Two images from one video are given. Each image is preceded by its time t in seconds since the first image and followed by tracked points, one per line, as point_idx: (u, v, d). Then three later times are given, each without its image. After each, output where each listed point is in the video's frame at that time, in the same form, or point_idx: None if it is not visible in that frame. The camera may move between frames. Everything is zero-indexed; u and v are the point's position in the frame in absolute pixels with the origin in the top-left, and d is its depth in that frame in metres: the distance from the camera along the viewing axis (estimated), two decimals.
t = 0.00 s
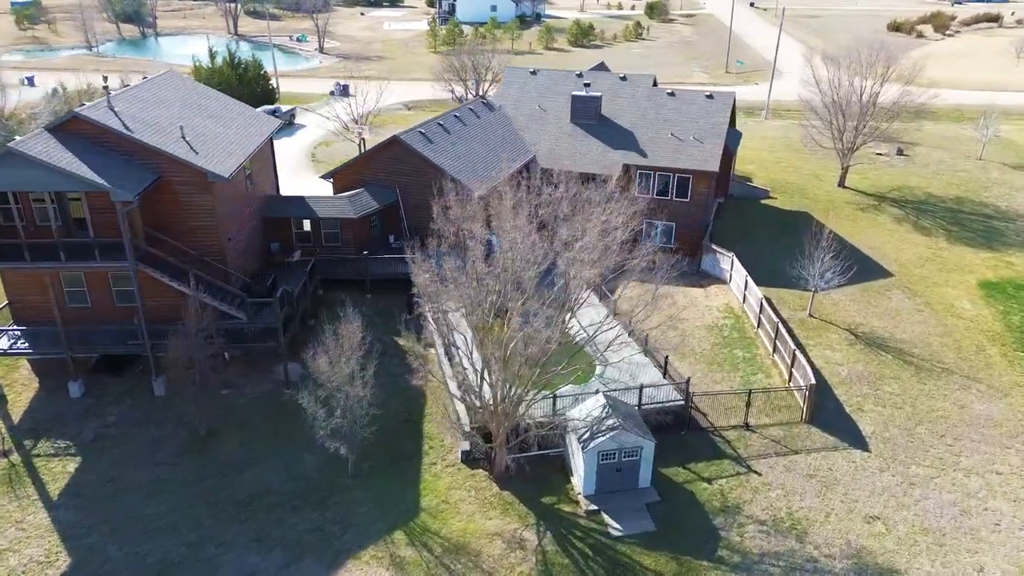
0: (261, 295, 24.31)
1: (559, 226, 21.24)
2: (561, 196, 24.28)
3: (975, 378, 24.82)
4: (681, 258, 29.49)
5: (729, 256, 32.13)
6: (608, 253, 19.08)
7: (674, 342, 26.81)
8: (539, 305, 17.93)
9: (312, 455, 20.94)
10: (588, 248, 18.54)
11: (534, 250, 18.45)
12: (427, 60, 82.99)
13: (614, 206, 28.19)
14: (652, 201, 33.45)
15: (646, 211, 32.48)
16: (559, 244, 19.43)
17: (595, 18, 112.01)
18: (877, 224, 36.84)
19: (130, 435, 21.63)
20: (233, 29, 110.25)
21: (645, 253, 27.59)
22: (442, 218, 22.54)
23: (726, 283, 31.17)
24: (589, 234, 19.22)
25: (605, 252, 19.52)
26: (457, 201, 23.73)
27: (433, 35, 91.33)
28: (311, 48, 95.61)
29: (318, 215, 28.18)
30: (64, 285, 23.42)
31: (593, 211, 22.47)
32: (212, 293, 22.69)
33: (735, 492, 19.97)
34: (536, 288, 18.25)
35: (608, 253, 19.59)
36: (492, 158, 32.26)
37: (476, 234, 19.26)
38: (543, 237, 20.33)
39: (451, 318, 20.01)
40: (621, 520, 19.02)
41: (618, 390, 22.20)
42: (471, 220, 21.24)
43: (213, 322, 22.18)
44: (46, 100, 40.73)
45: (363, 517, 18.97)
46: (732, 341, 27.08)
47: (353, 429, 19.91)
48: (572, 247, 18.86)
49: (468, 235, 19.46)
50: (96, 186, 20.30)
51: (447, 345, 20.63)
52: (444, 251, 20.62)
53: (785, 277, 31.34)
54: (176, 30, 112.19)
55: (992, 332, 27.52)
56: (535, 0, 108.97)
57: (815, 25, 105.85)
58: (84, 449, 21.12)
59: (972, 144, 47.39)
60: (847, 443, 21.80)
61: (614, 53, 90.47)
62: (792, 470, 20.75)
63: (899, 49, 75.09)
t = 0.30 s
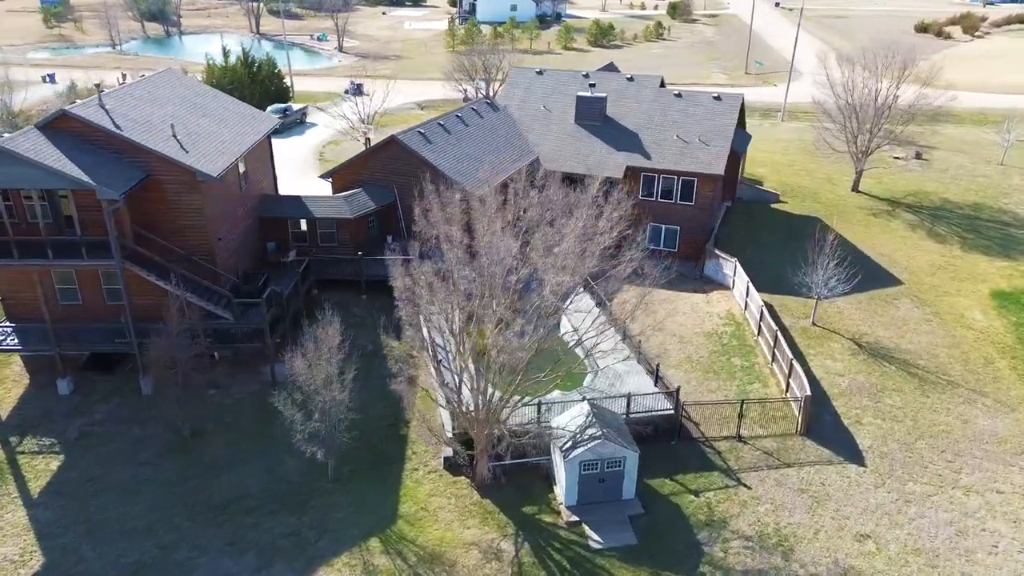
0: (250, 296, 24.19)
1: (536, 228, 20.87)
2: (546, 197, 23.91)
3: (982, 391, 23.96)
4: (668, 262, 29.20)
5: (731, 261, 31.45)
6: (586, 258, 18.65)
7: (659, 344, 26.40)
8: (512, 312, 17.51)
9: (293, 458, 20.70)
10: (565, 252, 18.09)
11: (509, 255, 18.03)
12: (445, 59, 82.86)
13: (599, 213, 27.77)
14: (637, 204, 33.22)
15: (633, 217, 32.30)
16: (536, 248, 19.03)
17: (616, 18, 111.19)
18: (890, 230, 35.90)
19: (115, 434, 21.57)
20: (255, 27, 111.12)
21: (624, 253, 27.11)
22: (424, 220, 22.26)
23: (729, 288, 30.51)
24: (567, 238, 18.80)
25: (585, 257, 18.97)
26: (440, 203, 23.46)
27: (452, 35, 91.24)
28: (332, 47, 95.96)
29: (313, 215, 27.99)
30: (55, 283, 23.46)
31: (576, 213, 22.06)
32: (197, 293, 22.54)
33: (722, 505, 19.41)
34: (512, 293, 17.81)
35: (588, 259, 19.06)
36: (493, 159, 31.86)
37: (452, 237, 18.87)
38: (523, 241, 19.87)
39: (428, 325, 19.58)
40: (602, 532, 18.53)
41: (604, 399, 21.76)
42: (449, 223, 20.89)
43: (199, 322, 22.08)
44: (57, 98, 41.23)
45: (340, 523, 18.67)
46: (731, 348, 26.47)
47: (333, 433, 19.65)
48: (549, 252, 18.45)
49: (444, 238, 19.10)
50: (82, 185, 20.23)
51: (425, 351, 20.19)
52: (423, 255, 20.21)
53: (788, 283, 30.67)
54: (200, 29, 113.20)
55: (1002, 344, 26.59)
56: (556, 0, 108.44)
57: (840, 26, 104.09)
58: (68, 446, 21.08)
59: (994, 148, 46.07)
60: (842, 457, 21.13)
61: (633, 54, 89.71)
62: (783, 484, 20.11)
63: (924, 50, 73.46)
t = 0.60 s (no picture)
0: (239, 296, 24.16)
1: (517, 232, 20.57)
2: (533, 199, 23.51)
3: (986, 405, 23.17)
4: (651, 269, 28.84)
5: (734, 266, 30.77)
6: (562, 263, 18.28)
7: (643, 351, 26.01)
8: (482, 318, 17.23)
9: (275, 460, 20.52)
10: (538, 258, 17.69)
11: (482, 260, 17.75)
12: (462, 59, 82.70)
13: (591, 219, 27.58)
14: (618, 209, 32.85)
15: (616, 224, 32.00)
16: (512, 253, 18.69)
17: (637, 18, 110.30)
18: (901, 237, 35.00)
19: (100, 431, 21.56)
20: (277, 26, 111.82)
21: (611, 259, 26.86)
22: (408, 223, 22.07)
23: (731, 294, 29.89)
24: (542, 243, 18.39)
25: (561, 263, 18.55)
26: (427, 204, 23.21)
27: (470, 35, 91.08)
28: (352, 46, 96.26)
29: (308, 215, 27.87)
30: (47, 280, 23.54)
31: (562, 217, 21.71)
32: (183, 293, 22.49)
33: (706, 518, 18.92)
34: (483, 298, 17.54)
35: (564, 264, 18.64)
36: (494, 159, 31.52)
37: (427, 241, 18.67)
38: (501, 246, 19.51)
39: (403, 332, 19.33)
40: (581, 543, 18.13)
41: (590, 406, 21.36)
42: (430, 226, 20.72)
43: (184, 321, 22.07)
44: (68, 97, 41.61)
45: (316, 527, 18.44)
46: (728, 356, 25.90)
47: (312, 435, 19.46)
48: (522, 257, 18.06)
49: (420, 242, 18.90)
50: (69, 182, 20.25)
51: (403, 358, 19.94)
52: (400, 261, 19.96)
53: (791, 289, 30.04)
54: (224, 28, 114.23)
55: (1011, 356, 25.72)
56: None
57: (865, 26, 102.29)
58: (53, 443, 21.11)
59: (1016, 153, 44.80)
60: (835, 470, 20.51)
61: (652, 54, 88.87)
62: (771, 497, 19.56)
63: (949, 52, 71.83)
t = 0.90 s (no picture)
0: (228, 294, 24.15)
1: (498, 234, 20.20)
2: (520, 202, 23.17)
3: (987, 419, 22.46)
4: (634, 274, 28.67)
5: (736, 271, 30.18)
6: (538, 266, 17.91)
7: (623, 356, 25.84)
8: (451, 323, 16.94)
9: (256, 460, 20.46)
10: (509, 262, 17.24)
11: (453, 263, 17.42)
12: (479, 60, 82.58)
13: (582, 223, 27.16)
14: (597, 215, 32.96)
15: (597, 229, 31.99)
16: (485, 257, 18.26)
17: (658, 19, 109.48)
18: (912, 243, 34.17)
19: (86, 428, 21.64)
20: (299, 25, 112.55)
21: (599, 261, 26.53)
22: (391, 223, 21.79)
23: (732, 299, 29.33)
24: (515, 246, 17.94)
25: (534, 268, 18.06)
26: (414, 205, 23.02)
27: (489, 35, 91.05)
28: (370, 46, 96.57)
29: (303, 214, 27.76)
30: (41, 276, 23.67)
31: (546, 218, 21.34)
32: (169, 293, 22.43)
33: (689, 529, 18.52)
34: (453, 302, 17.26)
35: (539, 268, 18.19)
36: (495, 160, 31.25)
37: (402, 243, 18.42)
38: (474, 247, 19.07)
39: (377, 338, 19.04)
40: (558, 552, 17.82)
41: (575, 412, 21.02)
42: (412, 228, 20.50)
43: (171, 320, 22.08)
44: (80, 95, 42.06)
45: (292, 530, 18.32)
46: (724, 363, 25.41)
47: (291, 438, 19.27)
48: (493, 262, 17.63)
49: (395, 244, 18.66)
50: (57, 178, 20.32)
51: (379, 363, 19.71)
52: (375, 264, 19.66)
53: (793, 295, 29.44)
54: (246, 28, 115.20)
55: (1018, 368, 24.92)
56: None
57: (891, 27, 100.53)
58: (40, 439, 21.23)
59: None
60: (826, 483, 19.96)
61: (672, 55, 88.12)
62: (757, 510, 19.11)
63: (975, 54, 70.30)
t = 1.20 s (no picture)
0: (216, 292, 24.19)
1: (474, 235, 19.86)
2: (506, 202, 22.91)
3: (984, 430, 21.83)
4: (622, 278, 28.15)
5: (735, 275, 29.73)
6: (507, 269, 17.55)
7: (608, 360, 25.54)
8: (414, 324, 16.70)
9: (236, 459, 20.40)
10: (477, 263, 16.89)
11: (420, 265, 17.11)
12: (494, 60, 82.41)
13: (570, 225, 26.88)
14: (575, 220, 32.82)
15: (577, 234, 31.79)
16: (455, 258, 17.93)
17: (677, 19, 108.64)
18: (919, 248, 33.43)
19: (72, 423, 21.70)
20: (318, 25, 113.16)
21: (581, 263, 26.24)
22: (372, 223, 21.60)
23: (729, 304, 28.87)
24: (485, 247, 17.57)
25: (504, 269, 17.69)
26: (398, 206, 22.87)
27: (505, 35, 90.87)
28: (387, 45, 96.84)
29: (295, 213, 27.68)
30: (33, 272, 23.85)
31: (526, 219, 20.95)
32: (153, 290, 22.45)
33: (667, 538, 18.17)
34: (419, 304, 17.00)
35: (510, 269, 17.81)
36: (491, 160, 30.95)
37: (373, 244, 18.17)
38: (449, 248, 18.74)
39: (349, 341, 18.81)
40: (532, 559, 17.55)
41: (557, 416, 20.78)
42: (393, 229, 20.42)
43: (157, 317, 22.15)
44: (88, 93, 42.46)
45: (266, 530, 18.22)
46: (717, 369, 24.97)
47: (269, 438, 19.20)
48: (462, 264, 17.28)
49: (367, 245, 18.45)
50: (44, 174, 20.43)
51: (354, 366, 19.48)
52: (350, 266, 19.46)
53: (791, 299, 28.94)
54: (266, 27, 116.16)
55: (1021, 379, 24.23)
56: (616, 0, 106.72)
57: (915, 29, 98.80)
58: (26, 433, 21.33)
59: None
60: (811, 494, 19.52)
61: (689, 56, 87.35)
62: (739, 520, 18.70)
63: (998, 56, 68.88)
